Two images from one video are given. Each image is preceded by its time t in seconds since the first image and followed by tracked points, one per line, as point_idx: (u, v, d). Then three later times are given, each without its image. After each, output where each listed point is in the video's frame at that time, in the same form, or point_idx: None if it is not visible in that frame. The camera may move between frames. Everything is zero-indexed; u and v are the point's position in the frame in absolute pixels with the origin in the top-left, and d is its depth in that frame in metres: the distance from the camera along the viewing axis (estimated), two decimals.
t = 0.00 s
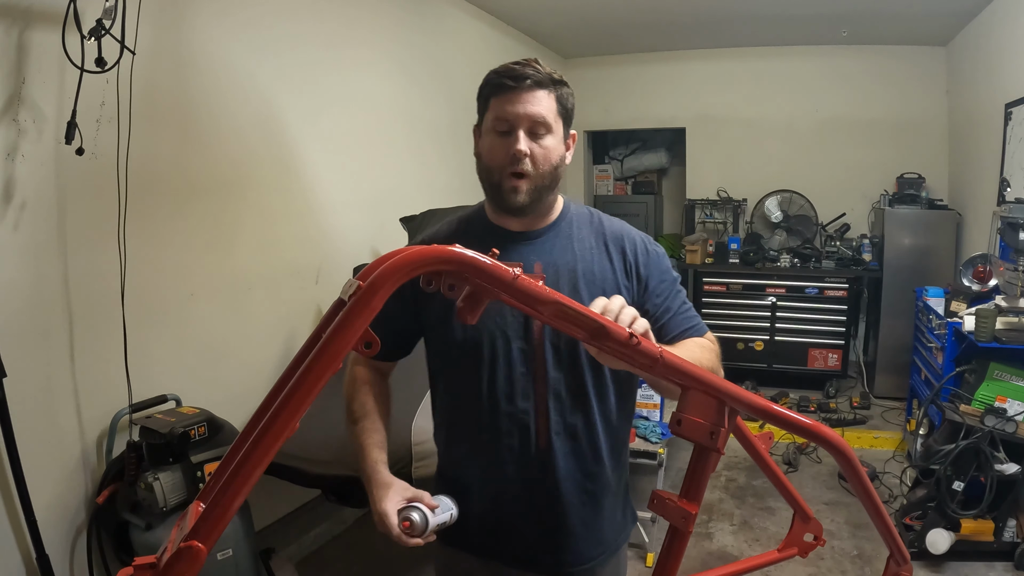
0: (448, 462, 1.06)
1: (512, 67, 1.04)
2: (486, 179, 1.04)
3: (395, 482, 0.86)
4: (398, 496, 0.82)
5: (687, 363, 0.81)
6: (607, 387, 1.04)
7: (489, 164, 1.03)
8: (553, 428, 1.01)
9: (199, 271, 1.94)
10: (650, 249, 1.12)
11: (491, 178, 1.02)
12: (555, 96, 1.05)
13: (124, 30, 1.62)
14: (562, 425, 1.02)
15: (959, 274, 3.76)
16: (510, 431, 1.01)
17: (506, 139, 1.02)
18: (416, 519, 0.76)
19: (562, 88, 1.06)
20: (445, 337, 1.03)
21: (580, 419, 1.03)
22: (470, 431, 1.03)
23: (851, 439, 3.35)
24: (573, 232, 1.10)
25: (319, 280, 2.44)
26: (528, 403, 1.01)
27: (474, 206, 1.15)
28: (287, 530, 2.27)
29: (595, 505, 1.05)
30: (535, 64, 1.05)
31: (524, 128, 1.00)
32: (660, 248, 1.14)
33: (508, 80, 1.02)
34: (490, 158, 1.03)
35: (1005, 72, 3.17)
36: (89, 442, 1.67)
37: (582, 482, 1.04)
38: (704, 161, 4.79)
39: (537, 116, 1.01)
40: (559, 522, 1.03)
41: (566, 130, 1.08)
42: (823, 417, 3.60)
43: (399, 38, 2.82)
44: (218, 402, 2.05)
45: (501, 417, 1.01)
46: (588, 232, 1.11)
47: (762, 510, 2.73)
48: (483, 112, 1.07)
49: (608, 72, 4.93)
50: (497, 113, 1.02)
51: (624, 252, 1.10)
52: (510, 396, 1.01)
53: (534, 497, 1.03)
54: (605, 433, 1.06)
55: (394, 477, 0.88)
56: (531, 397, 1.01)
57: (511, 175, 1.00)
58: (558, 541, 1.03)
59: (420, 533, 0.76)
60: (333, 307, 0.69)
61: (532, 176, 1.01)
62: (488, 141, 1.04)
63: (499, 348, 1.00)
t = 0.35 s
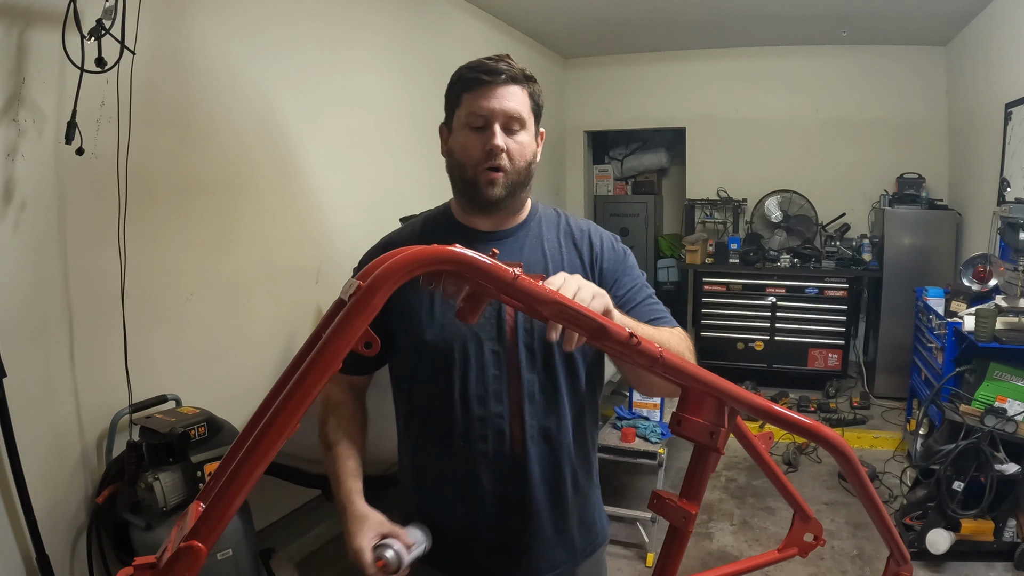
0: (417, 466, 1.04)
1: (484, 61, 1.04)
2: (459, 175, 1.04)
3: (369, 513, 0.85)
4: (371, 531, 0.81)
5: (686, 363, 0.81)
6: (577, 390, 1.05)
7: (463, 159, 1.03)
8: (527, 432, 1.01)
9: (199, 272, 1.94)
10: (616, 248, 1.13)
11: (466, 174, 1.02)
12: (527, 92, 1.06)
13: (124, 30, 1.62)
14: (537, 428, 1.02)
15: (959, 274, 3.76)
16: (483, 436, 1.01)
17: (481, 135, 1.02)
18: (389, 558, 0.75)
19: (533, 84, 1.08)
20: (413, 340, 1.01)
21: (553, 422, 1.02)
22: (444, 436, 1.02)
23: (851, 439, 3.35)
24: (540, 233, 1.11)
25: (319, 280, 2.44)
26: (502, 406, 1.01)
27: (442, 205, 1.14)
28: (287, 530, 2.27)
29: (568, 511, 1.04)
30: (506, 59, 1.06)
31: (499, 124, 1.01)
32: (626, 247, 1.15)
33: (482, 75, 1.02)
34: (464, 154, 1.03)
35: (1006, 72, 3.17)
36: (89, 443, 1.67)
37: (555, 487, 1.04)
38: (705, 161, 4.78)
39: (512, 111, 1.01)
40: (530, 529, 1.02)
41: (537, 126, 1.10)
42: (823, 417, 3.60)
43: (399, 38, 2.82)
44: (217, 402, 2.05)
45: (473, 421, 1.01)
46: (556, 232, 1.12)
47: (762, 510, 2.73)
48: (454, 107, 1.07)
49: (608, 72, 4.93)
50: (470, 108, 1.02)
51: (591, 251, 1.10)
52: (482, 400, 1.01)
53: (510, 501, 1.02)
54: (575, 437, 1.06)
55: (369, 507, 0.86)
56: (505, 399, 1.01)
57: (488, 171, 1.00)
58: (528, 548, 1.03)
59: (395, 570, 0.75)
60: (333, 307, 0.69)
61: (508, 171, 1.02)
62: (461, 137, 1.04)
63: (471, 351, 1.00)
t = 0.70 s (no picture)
0: (405, 471, 1.03)
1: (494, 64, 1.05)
2: (452, 172, 1.03)
3: (348, 542, 0.88)
4: (345, 563, 0.86)
5: (686, 362, 0.81)
6: (564, 390, 1.06)
7: (458, 157, 1.03)
8: (514, 434, 1.01)
9: (199, 272, 1.94)
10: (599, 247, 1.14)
11: (460, 171, 1.01)
12: (531, 100, 1.07)
13: (124, 30, 1.62)
14: (524, 430, 1.02)
15: (959, 274, 3.76)
16: (470, 439, 1.01)
17: (482, 135, 1.02)
18: None
19: (537, 95, 1.09)
20: (400, 342, 1.00)
21: (540, 424, 1.03)
22: (430, 439, 1.01)
23: (851, 439, 3.35)
24: (525, 233, 1.12)
25: (319, 280, 2.44)
26: (488, 408, 1.01)
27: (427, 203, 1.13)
28: (287, 531, 2.28)
29: (554, 513, 1.05)
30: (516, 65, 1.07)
31: (500, 127, 1.02)
32: (608, 247, 1.17)
33: (490, 77, 1.03)
34: (460, 151, 1.03)
35: (1005, 72, 3.17)
36: (89, 443, 1.67)
37: (541, 489, 1.04)
38: (705, 161, 4.78)
39: (515, 117, 1.02)
40: (516, 530, 1.03)
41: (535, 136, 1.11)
42: (823, 417, 3.60)
43: (398, 38, 2.82)
44: (217, 402, 2.05)
45: (460, 424, 1.00)
46: (539, 234, 1.13)
47: (762, 510, 2.73)
48: (456, 103, 1.07)
49: (608, 72, 4.93)
50: (474, 107, 1.02)
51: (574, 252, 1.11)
52: (469, 403, 1.00)
53: (499, 502, 1.03)
54: (560, 439, 1.07)
55: (350, 534, 0.90)
56: (492, 402, 1.01)
57: (483, 171, 1.00)
58: (513, 550, 1.03)
59: None
60: (333, 307, 0.69)
61: (502, 175, 1.02)
62: (460, 134, 1.04)
63: (458, 353, 1.00)
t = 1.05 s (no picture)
0: (404, 472, 1.03)
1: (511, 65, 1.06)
2: (462, 169, 1.03)
3: (356, 542, 0.88)
4: (353, 563, 0.87)
5: (687, 362, 0.81)
6: (566, 392, 1.06)
7: (469, 154, 1.02)
8: (514, 435, 1.01)
9: (199, 272, 1.94)
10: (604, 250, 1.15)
11: (469, 169, 1.01)
12: (544, 103, 1.08)
13: (124, 30, 1.62)
14: (524, 432, 1.02)
15: (959, 274, 3.76)
16: (470, 439, 1.00)
17: (494, 134, 1.02)
18: None
19: (551, 99, 1.10)
20: (403, 340, 1.00)
21: (541, 426, 1.03)
22: (430, 439, 1.01)
23: (851, 439, 3.35)
24: (531, 236, 1.12)
25: (319, 280, 2.44)
26: (489, 409, 1.01)
27: (433, 201, 1.13)
28: (287, 531, 2.28)
29: (552, 515, 1.05)
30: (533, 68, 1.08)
31: (513, 127, 1.02)
32: (614, 250, 1.17)
33: (506, 77, 1.03)
34: (471, 149, 1.03)
35: (1005, 72, 3.17)
36: (89, 443, 1.67)
37: (539, 491, 1.04)
38: (705, 161, 4.78)
39: (529, 119, 1.03)
40: (512, 532, 1.03)
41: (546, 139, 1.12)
42: (823, 417, 3.60)
43: (399, 38, 2.82)
44: (216, 402, 2.05)
45: (460, 424, 1.00)
46: (545, 236, 1.13)
47: (762, 510, 2.73)
48: (470, 102, 1.07)
49: (608, 72, 4.93)
50: (489, 106, 1.03)
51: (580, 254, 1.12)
52: (470, 403, 1.00)
53: (499, 502, 1.03)
54: (561, 442, 1.07)
55: (357, 534, 0.90)
56: (493, 403, 1.01)
57: (493, 170, 1.00)
58: (508, 550, 1.04)
59: None
60: (333, 307, 0.69)
61: (511, 176, 1.02)
62: (472, 131, 1.04)
63: (460, 353, 1.00)
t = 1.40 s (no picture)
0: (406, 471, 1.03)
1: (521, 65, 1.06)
2: (472, 169, 1.03)
3: (358, 537, 0.87)
4: (354, 558, 0.85)
5: (687, 362, 0.81)
6: (576, 390, 1.06)
7: (478, 155, 1.03)
8: (522, 432, 1.02)
9: (199, 271, 1.94)
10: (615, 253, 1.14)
11: (478, 170, 1.02)
12: (555, 103, 1.08)
13: (124, 30, 1.62)
14: (532, 428, 1.02)
15: (959, 274, 3.76)
16: (478, 435, 1.01)
17: (503, 135, 1.02)
18: None
19: (561, 98, 1.10)
20: (413, 336, 1.00)
21: (549, 423, 1.03)
22: (436, 437, 1.01)
23: (851, 439, 3.35)
24: (544, 233, 1.11)
25: (319, 280, 2.44)
26: (498, 406, 1.01)
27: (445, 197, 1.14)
28: (287, 531, 2.28)
29: (561, 512, 1.05)
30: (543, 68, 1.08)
31: (521, 127, 1.02)
32: (625, 253, 1.16)
33: (515, 77, 1.03)
34: (481, 149, 1.03)
35: (1006, 72, 3.17)
36: (89, 443, 1.67)
37: (547, 488, 1.04)
38: (705, 161, 4.78)
39: (537, 118, 1.03)
40: (516, 530, 1.04)
41: (556, 139, 1.11)
42: (823, 417, 3.60)
43: (399, 38, 2.82)
44: (217, 402, 2.05)
45: (468, 420, 1.01)
46: (558, 234, 1.13)
47: (762, 510, 2.73)
48: (480, 103, 1.07)
49: (608, 72, 4.93)
50: (498, 106, 1.03)
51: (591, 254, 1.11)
52: (479, 399, 1.01)
53: (505, 499, 1.03)
54: (569, 439, 1.07)
55: (360, 529, 0.89)
56: (501, 399, 1.01)
57: (501, 170, 1.00)
58: (514, 547, 1.04)
59: None
60: (334, 307, 0.69)
61: (520, 175, 1.02)
62: (482, 132, 1.04)
63: (470, 349, 1.00)
